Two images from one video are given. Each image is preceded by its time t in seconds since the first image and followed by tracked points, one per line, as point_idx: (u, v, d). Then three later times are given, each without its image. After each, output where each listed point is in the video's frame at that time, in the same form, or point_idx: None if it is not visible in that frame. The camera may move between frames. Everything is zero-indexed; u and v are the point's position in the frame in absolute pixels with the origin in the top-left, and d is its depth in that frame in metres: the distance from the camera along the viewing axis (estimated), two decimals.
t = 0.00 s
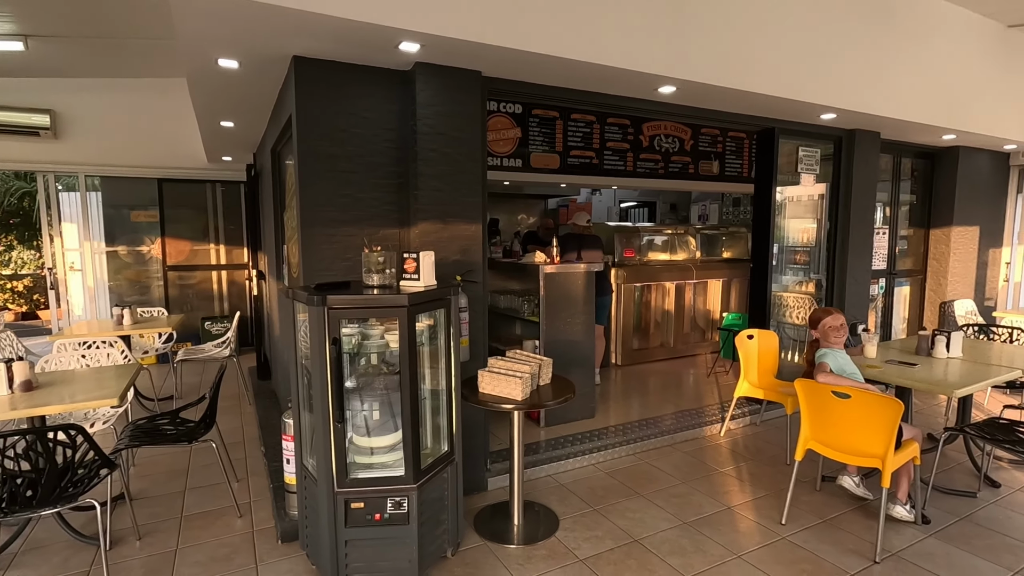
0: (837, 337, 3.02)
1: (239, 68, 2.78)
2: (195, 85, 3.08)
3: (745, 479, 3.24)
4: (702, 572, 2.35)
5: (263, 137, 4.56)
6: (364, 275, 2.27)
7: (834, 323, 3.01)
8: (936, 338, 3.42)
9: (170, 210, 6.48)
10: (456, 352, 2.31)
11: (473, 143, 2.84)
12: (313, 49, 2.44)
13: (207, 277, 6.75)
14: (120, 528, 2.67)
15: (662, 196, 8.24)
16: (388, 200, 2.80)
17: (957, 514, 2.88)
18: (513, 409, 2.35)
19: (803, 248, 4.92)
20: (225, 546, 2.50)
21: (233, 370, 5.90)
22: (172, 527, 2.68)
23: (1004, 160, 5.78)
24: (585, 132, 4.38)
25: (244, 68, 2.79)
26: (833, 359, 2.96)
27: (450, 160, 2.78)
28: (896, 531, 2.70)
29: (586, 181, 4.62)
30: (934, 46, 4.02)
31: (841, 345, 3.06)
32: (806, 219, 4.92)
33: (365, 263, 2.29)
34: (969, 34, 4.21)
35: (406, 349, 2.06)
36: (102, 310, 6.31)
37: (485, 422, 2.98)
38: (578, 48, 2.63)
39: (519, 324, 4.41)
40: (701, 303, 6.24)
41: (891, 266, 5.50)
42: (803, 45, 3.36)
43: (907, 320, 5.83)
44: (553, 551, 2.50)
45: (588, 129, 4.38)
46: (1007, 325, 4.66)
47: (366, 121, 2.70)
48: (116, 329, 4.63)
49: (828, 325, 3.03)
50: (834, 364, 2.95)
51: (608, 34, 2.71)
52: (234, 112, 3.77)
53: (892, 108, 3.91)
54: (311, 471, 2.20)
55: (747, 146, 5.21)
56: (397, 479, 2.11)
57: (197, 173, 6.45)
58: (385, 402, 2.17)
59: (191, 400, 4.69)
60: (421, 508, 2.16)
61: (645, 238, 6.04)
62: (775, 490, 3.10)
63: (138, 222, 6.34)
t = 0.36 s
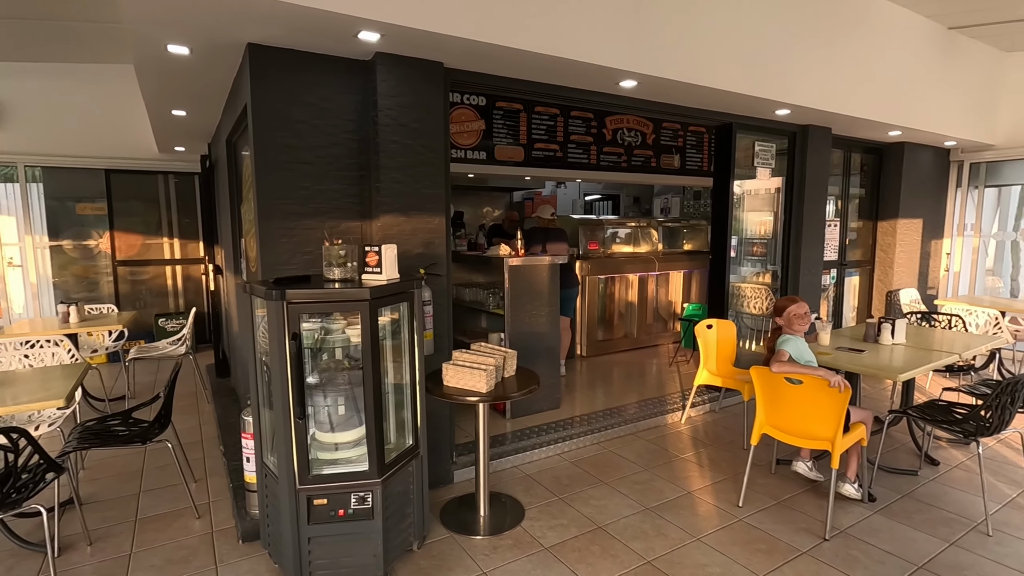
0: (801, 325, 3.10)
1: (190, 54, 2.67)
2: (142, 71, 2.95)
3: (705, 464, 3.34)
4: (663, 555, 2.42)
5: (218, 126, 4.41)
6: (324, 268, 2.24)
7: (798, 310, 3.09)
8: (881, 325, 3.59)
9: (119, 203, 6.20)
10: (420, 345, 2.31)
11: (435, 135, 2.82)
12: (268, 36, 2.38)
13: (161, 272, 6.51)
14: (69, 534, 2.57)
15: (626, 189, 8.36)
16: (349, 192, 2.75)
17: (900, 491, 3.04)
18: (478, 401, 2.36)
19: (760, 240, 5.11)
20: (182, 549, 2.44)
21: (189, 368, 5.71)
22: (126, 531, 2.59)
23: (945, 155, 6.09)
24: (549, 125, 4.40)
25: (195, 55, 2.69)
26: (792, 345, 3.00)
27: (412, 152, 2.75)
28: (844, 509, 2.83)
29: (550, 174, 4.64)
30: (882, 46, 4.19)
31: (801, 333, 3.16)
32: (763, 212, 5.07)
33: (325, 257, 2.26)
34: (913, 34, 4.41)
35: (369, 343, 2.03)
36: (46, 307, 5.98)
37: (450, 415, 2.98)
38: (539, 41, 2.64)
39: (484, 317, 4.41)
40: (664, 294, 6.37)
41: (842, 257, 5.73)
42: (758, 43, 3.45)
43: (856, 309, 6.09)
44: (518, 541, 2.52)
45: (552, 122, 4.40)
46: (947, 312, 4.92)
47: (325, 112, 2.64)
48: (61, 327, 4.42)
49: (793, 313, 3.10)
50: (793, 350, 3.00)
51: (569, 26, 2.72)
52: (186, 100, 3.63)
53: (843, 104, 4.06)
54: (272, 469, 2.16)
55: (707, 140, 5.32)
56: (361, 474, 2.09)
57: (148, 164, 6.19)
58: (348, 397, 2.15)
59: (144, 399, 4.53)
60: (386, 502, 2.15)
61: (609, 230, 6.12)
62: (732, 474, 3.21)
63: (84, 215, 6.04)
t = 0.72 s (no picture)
0: (786, 319, 3.13)
1: (167, 47, 2.63)
2: (117, 64, 2.90)
3: (686, 456, 3.39)
4: (645, 546, 2.46)
5: (197, 120, 4.34)
6: (306, 264, 2.23)
7: (785, 305, 3.12)
8: (857, 318, 3.67)
9: (96, 198, 6.07)
10: (403, 341, 2.31)
11: (418, 131, 2.81)
12: (247, 30, 2.35)
13: (139, 269, 6.40)
14: (47, 534, 2.53)
15: (609, 185, 8.41)
16: (331, 188, 2.74)
17: (874, 480, 3.13)
18: (461, 395, 2.38)
19: (742, 236, 5.09)
20: (164, 547, 2.42)
21: (169, 366, 5.64)
22: (106, 530, 2.56)
23: (919, 153, 6.23)
24: (532, 121, 4.41)
25: (172, 48, 2.65)
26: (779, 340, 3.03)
27: (395, 148, 2.75)
28: (820, 498, 2.90)
29: (534, 170, 4.65)
30: (858, 45, 4.27)
31: (786, 327, 3.19)
32: (745, 209, 5.06)
33: (308, 253, 2.25)
34: (888, 33, 4.50)
35: (351, 339, 2.03)
36: (19, 305, 5.84)
37: (435, 411, 2.99)
38: (521, 37, 2.66)
39: (468, 313, 4.42)
40: (647, 290, 6.43)
41: (820, 252, 5.83)
42: (738, 41, 3.50)
43: (834, 303, 6.21)
44: (503, 534, 2.55)
45: (536, 118, 4.42)
46: (921, 306, 5.04)
47: (306, 107, 2.63)
48: (37, 325, 4.33)
49: (780, 307, 3.13)
50: (779, 343, 3.03)
51: (551, 23, 2.74)
52: (164, 93, 3.57)
53: (821, 102, 4.13)
54: (254, 465, 2.15)
55: (689, 137, 5.38)
56: (344, 470, 2.09)
57: (125, 158, 6.07)
58: (331, 393, 2.15)
59: (123, 398, 4.46)
60: (369, 498, 2.15)
61: (592, 226, 6.16)
62: (713, 466, 3.26)
63: (59, 211, 5.91)
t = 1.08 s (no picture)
0: (771, 315, 3.15)
1: (146, 39, 2.58)
2: (94, 56, 2.83)
3: (671, 450, 3.42)
4: (631, 539, 2.48)
5: (177, 114, 4.27)
6: (291, 261, 2.21)
7: (769, 300, 3.14)
8: (838, 313, 3.73)
9: (73, 194, 5.94)
10: (389, 338, 2.31)
11: (404, 126, 2.80)
12: (229, 22, 2.31)
13: (118, 266, 6.28)
14: (25, 537, 2.48)
15: (595, 181, 8.43)
16: (315, 183, 2.71)
17: (855, 471, 3.19)
18: (449, 391, 2.38)
19: (726, 232, 5.21)
20: (146, 547, 2.38)
21: (150, 364, 5.55)
22: (86, 531, 2.52)
23: (898, 150, 6.34)
24: (518, 117, 4.40)
25: (151, 40, 2.59)
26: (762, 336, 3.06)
27: (380, 143, 2.73)
28: (802, 489, 2.96)
29: (520, 166, 4.65)
30: (838, 44, 4.34)
31: (770, 324, 3.19)
32: (728, 205, 5.18)
33: (292, 249, 2.23)
34: (868, 32, 4.57)
35: (337, 336, 2.02)
36: None
37: (421, 407, 2.98)
38: (507, 32, 2.66)
39: (455, 309, 4.41)
40: (632, 286, 6.47)
41: (802, 248, 5.92)
42: (721, 38, 3.54)
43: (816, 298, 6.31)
44: (490, 529, 2.55)
45: (522, 114, 4.41)
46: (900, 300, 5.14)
47: (290, 101, 2.60)
48: (12, 323, 4.23)
49: (764, 303, 3.15)
50: (763, 340, 3.05)
51: (536, 19, 2.74)
52: (143, 87, 3.50)
53: (802, 99, 4.19)
54: (239, 464, 2.12)
55: (673, 133, 5.41)
56: (330, 467, 2.08)
57: (103, 153, 5.94)
58: (317, 390, 2.14)
59: (102, 397, 4.38)
60: (356, 494, 2.14)
61: (578, 222, 6.17)
62: (697, 459, 3.30)
63: (34, 207, 5.78)
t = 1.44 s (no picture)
0: (749, 315, 3.15)
1: (122, 30, 2.52)
2: (68, 47, 2.76)
3: (656, 444, 3.45)
4: (616, 533, 2.49)
5: (155, 107, 4.19)
6: (273, 257, 2.18)
7: (748, 301, 3.14)
8: (819, 308, 3.78)
9: (48, 189, 5.82)
10: (374, 334, 2.29)
11: (388, 121, 2.77)
12: (208, 13, 2.27)
13: (96, 262, 6.16)
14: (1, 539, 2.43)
15: (581, 177, 8.44)
16: (298, 179, 2.68)
17: (836, 463, 3.24)
18: (433, 388, 2.37)
19: (710, 228, 5.25)
20: (127, 548, 2.35)
21: (130, 363, 5.46)
22: (64, 533, 2.47)
23: (878, 147, 6.43)
24: (504, 113, 4.39)
25: (128, 32, 2.54)
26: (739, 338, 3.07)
27: (363, 138, 2.70)
28: (785, 482, 3.00)
29: (506, 161, 4.64)
30: (820, 41, 4.39)
31: (748, 325, 3.20)
32: (712, 201, 5.23)
33: (274, 245, 2.20)
34: (849, 30, 4.63)
35: (321, 333, 2.00)
36: None
37: (407, 404, 2.97)
38: (492, 27, 2.65)
39: (440, 306, 4.40)
40: (618, 281, 6.50)
41: (785, 244, 5.98)
42: (705, 35, 3.57)
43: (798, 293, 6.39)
44: (476, 525, 2.55)
45: (507, 110, 4.40)
46: (880, 295, 5.22)
47: (271, 95, 2.56)
48: None
49: (743, 303, 3.15)
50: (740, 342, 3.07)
51: (520, 14, 2.74)
52: (120, 79, 3.43)
53: (785, 95, 4.24)
54: (221, 463, 2.10)
55: (659, 130, 5.43)
56: (315, 465, 2.07)
57: (80, 147, 5.82)
58: (300, 388, 2.12)
59: (80, 396, 4.30)
60: (341, 492, 2.13)
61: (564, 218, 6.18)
62: (682, 453, 3.33)
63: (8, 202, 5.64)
